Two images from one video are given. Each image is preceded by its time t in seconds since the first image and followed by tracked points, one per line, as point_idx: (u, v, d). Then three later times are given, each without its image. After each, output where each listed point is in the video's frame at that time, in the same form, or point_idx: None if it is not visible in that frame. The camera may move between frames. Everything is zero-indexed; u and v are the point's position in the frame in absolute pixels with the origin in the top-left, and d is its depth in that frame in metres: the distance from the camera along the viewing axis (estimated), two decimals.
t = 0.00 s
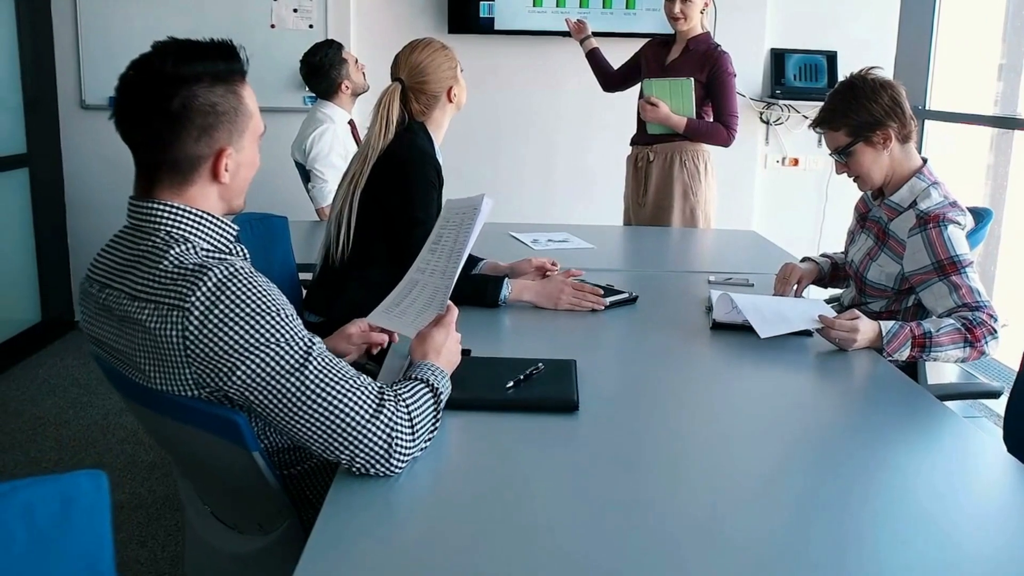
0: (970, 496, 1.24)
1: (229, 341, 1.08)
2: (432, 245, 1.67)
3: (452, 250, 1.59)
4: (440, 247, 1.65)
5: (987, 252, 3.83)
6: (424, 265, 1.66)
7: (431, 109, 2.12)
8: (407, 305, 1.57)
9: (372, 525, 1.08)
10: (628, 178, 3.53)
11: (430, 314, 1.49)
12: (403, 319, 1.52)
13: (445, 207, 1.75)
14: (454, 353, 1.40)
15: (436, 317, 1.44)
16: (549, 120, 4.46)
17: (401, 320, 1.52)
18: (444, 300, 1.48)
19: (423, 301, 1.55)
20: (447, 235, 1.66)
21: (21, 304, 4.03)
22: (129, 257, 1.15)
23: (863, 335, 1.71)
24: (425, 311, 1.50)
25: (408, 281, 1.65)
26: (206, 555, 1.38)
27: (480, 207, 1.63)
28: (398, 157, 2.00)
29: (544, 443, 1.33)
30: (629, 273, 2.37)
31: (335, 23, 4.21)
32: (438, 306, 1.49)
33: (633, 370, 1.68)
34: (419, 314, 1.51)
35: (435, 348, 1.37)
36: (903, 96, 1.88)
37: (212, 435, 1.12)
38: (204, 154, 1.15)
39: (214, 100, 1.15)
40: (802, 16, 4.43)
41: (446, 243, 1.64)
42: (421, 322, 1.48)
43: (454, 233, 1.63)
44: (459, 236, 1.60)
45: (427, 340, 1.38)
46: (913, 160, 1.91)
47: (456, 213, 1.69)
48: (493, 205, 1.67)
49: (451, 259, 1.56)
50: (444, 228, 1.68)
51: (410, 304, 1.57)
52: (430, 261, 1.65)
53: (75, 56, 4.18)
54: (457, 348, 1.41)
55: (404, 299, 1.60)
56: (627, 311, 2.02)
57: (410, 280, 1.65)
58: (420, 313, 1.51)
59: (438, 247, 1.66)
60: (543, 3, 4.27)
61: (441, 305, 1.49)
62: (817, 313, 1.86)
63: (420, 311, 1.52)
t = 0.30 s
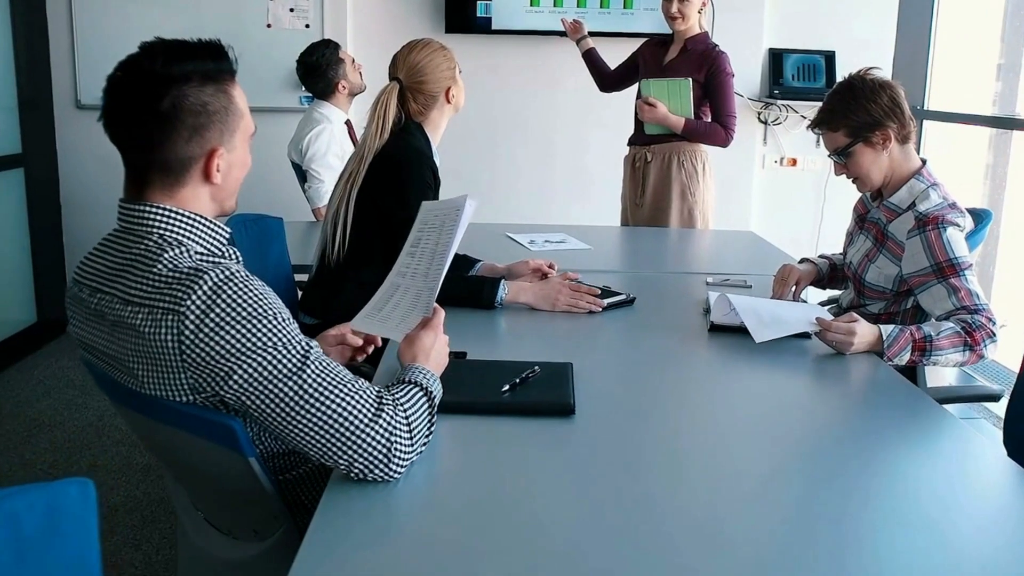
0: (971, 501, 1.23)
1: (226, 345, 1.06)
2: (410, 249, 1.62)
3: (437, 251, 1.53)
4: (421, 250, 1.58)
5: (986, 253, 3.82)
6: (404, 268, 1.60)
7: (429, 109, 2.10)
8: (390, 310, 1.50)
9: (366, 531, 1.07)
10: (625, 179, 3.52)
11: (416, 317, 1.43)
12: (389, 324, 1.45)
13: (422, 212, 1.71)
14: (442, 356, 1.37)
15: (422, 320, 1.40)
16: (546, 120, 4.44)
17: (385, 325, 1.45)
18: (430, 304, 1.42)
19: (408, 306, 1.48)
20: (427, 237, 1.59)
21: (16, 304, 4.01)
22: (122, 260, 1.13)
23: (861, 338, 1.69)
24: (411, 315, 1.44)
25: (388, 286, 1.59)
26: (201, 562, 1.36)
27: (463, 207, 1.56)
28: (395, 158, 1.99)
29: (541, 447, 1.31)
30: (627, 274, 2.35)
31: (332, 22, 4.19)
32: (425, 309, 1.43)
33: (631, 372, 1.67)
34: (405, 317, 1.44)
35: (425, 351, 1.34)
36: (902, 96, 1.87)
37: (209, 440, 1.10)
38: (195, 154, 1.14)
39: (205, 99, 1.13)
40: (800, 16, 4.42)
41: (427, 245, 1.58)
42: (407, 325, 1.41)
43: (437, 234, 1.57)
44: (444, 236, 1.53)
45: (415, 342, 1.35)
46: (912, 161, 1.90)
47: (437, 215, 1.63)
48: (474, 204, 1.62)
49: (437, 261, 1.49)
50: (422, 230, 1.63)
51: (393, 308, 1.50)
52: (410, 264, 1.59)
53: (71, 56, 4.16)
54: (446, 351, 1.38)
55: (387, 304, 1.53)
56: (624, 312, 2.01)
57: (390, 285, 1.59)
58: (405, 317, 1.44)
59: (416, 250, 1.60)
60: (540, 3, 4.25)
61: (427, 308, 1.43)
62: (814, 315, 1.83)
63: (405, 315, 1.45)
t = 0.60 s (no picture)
0: (970, 504, 1.22)
1: (216, 351, 1.04)
2: (391, 250, 1.59)
3: (416, 251, 1.49)
4: (401, 251, 1.55)
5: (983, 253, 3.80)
6: (385, 271, 1.57)
7: (423, 109, 2.08)
8: (372, 314, 1.47)
9: (356, 538, 1.05)
10: (621, 179, 3.50)
11: (399, 320, 1.39)
12: (371, 325, 1.42)
13: (399, 212, 1.68)
14: (427, 358, 1.33)
15: (406, 321, 1.36)
16: (542, 120, 4.43)
17: (368, 327, 1.42)
18: (414, 306, 1.38)
19: (391, 309, 1.45)
20: (406, 237, 1.56)
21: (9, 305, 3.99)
22: (107, 266, 1.10)
23: (858, 342, 1.68)
24: (394, 318, 1.40)
25: (370, 289, 1.57)
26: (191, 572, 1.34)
27: (439, 203, 1.52)
28: (387, 159, 1.97)
29: (536, 452, 1.29)
30: (622, 276, 2.34)
31: (326, 22, 4.17)
32: (410, 312, 1.39)
33: (625, 375, 1.65)
34: (388, 320, 1.41)
35: (411, 353, 1.29)
36: (899, 96, 1.85)
37: (200, 449, 1.08)
38: (180, 157, 1.12)
39: (190, 100, 1.11)
40: (796, 16, 4.40)
41: (406, 246, 1.54)
42: (392, 328, 1.37)
43: (415, 234, 1.52)
44: (422, 235, 1.49)
45: (401, 345, 1.31)
46: (909, 162, 1.89)
47: (415, 214, 1.60)
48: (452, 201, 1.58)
49: (417, 261, 1.46)
50: (401, 231, 1.60)
51: (375, 311, 1.47)
52: (390, 267, 1.56)
53: (64, 56, 4.15)
54: (431, 352, 1.34)
55: (370, 307, 1.50)
56: (619, 315, 1.99)
57: (372, 288, 1.56)
58: (389, 320, 1.40)
59: (397, 251, 1.57)
60: (535, 2, 4.23)
61: (411, 309, 1.39)
62: (809, 319, 1.81)
63: (388, 318, 1.42)
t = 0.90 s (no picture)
0: (968, 510, 1.20)
1: (205, 360, 1.01)
2: (377, 253, 1.55)
3: (402, 254, 1.45)
4: (387, 254, 1.51)
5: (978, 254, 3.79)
6: (371, 275, 1.54)
7: (416, 110, 2.06)
8: (359, 318, 1.46)
9: (344, 547, 1.03)
10: (615, 180, 3.48)
11: (386, 324, 1.37)
12: (358, 332, 1.41)
13: (384, 215, 1.62)
14: (415, 362, 1.30)
15: (393, 326, 1.34)
16: (536, 121, 4.41)
17: (354, 332, 1.41)
18: (400, 309, 1.36)
19: (376, 313, 1.43)
20: (392, 239, 1.52)
21: None
22: (92, 274, 1.08)
23: (855, 348, 1.66)
24: (380, 322, 1.39)
25: (356, 293, 1.55)
26: None
27: (424, 205, 1.47)
28: (379, 160, 1.94)
29: (529, 458, 1.27)
30: (616, 278, 2.32)
31: (319, 22, 4.14)
32: (395, 315, 1.37)
33: (619, 380, 1.63)
34: (374, 324, 1.40)
35: (399, 358, 1.27)
36: (896, 98, 1.84)
37: (190, 459, 1.06)
38: (165, 161, 1.10)
39: (175, 104, 1.10)
40: (792, 16, 4.39)
41: (392, 248, 1.50)
42: (377, 332, 1.37)
43: (401, 237, 1.48)
44: (408, 238, 1.44)
45: (388, 349, 1.28)
46: (905, 164, 1.88)
47: (402, 215, 1.54)
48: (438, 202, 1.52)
49: (403, 264, 1.42)
50: (386, 234, 1.55)
51: (361, 315, 1.46)
52: (376, 270, 1.52)
53: (55, 56, 4.12)
54: (418, 356, 1.32)
55: (357, 310, 1.49)
56: (613, 318, 1.97)
57: (358, 292, 1.54)
58: (375, 324, 1.39)
59: (382, 255, 1.53)
60: (530, 2, 4.22)
61: (397, 313, 1.38)
62: (804, 329, 1.79)
63: (374, 322, 1.41)
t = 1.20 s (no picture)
0: (972, 521, 1.17)
1: (195, 373, 0.99)
2: (364, 260, 1.55)
3: (394, 262, 1.45)
4: (377, 260, 1.51)
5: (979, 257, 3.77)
6: (357, 280, 1.53)
7: (412, 111, 2.04)
8: (344, 322, 1.41)
9: (335, 562, 1.00)
10: (614, 182, 3.46)
11: (375, 330, 1.34)
12: (345, 335, 1.36)
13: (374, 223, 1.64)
14: (405, 370, 1.28)
15: (382, 333, 1.31)
16: (534, 122, 4.38)
17: (341, 337, 1.36)
18: (391, 316, 1.33)
19: (365, 318, 1.40)
20: (383, 246, 1.52)
21: None
22: (79, 285, 1.06)
23: (856, 355, 1.63)
24: (369, 328, 1.35)
25: (340, 297, 1.52)
26: None
27: (420, 213, 1.48)
28: (375, 164, 1.92)
29: (526, 468, 1.25)
30: (615, 282, 2.29)
31: (316, 22, 4.12)
32: (385, 322, 1.34)
33: (617, 386, 1.60)
34: (361, 331, 1.35)
35: (389, 366, 1.24)
36: (898, 100, 1.82)
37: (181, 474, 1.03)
38: (152, 169, 1.07)
39: (162, 111, 1.07)
40: (791, 17, 4.37)
41: (383, 255, 1.50)
42: (364, 340, 1.32)
43: (393, 245, 1.49)
44: (402, 246, 1.46)
45: (378, 357, 1.25)
46: (908, 167, 1.85)
47: (393, 222, 1.56)
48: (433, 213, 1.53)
49: (395, 272, 1.42)
50: (376, 240, 1.56)
51: (347, 318, 1.42)
52: (364, 277, 1.52)
53: (50, 57, 4.10)
54: (408, 364, 1.29)
55: (343, 313, 1.45)
56: (611, 323, 1.94)
57: (343, 296, 1.51)
58: (364, 330, 1.35)
59: (371, 261, 1.53)
60: (528, 2, 4.19)
61: (387, 319, 1.35)
62: (806, 335, 1.72)
63: (361, 328, 1.37)
